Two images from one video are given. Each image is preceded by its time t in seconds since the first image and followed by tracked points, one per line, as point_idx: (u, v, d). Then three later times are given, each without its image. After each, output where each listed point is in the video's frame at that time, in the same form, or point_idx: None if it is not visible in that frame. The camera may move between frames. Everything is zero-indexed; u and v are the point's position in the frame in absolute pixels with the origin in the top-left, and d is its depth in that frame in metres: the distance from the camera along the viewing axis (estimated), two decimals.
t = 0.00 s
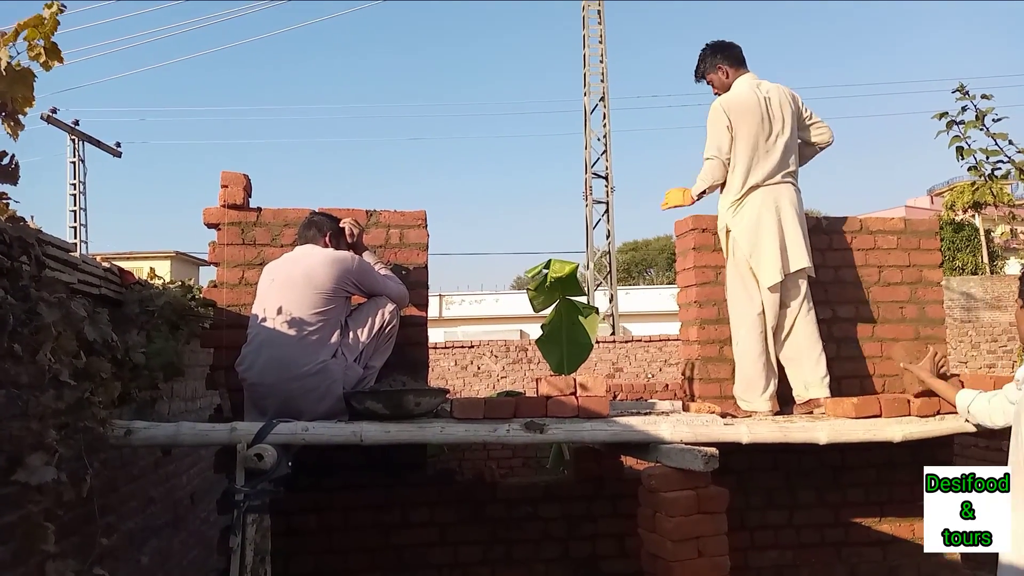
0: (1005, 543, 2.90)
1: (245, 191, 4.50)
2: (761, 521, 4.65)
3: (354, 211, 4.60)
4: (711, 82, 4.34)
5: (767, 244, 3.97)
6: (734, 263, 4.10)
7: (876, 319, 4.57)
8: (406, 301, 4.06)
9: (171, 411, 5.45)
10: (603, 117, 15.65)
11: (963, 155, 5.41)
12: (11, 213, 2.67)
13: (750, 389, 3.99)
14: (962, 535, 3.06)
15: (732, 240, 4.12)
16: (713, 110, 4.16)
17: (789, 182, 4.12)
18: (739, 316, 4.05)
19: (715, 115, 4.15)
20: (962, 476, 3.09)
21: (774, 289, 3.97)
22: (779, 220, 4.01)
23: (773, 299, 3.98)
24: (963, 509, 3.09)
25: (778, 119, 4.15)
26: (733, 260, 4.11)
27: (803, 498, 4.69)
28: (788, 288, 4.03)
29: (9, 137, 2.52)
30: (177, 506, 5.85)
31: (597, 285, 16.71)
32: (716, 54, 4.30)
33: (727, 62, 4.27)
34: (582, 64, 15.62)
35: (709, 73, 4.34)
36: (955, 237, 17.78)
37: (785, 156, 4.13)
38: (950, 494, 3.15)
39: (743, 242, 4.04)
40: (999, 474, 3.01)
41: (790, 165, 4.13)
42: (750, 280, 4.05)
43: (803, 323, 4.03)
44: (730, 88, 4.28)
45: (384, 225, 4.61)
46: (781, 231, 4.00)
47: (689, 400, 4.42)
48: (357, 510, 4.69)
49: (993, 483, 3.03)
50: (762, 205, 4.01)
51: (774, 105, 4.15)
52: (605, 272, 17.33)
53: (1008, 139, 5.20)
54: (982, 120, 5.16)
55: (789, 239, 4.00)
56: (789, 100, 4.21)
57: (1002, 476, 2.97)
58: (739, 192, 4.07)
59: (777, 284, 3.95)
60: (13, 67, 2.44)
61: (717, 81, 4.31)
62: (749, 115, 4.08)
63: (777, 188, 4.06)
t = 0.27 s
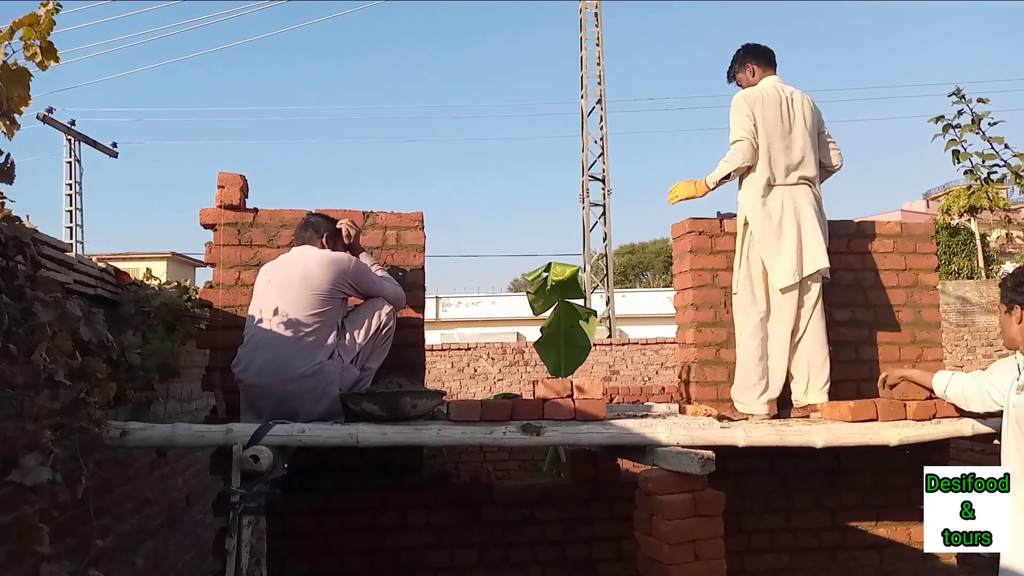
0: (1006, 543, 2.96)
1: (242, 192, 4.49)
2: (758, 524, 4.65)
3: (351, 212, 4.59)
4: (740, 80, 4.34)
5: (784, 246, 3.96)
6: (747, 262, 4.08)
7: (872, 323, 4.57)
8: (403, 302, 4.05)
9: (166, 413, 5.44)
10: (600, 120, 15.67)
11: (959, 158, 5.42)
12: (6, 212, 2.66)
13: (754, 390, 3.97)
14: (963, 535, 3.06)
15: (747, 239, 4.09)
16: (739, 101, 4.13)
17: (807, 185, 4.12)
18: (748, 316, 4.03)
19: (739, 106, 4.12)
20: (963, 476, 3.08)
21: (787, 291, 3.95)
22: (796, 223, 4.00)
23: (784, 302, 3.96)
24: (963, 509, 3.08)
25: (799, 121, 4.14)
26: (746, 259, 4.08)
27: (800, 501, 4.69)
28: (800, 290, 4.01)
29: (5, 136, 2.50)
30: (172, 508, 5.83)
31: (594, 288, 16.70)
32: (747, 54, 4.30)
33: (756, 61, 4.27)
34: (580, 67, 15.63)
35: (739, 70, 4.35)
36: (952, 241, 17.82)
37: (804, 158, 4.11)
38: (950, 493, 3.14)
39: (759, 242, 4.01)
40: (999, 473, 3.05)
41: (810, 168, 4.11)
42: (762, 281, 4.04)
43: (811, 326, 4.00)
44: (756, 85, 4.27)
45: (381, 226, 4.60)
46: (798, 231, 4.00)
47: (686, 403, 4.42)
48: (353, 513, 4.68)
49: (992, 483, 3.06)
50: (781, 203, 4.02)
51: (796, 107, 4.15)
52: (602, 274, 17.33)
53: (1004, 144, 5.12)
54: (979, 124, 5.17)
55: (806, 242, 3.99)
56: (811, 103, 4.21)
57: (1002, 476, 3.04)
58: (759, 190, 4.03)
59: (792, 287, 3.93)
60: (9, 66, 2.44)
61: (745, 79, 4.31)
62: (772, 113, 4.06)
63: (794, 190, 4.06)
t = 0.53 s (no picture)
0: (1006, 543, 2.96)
1: (240, 192, 4.49)
2: (755, 524, 4.65)
3: (350, 212, 4.59)
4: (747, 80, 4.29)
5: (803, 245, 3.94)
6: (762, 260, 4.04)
7: (871, 323, 4.58)
8: (402, 302, 4.05)
9: (164, 412, 5.43)
10: (599, 121, 15.67)
11: (958, 159, 5.43)
12: (4, 212, 2.66)
13: (763, 389, 3.94)
14: (962, 535, 3.06)
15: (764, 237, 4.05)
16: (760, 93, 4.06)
17: (819, 188, 4.16)
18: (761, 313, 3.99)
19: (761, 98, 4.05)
20: (962, 476, 3.08)
21: (802, 290, 3.93)
22: (812, 224, 4.01)
23: (798, 302, 3.93)
24: (963, 509, 3.08)
25: (813, 121, 4.15)
26: (762, 257, 4.04)
27: (797, 502, 4.70)
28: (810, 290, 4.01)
29: (3, 136, 2.50)
30: (169, 508, 5.82)
31: (593, 288, 16.71)
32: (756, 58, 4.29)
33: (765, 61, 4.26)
34: (579, 68, 15.65)
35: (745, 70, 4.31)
36: (950, 242, 17.85)
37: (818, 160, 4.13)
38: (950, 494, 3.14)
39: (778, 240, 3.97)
40: (1000, 473, 3.03)
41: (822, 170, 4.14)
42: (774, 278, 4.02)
43: (818, 327, 4.01)
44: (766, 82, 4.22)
45: (380, 227, 4.60)
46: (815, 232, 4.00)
47: (684, 403, 4.42)
48: (351, 513, 4.68)
49: (992, 483, 3.04)
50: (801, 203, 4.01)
51: (813, 107, 4.16)
52: (601, 275, 17.35)
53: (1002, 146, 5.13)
54: (977, 124, 5.18)
55: (822, 243, 4.00)
56: (823, 106, 4.24)
57: (1002, 476, 3.01)
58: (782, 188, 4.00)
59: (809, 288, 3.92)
60: (7, 66, 2.43)
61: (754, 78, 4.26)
62: (794, 113, 4.05)
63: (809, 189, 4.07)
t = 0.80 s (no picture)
0: (1007, 544, 2.92)
1: (238, 193, 4.48)
2: (753, 524, 4.65)
3: (348, 212, 4.59)
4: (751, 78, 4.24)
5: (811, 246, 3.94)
6: (769, 260, 4.02)
7: (868, 323, 4.58)
8: (400, 303, 4.05)
9: (162, 414, 5.42)
10: (597, 121, 15.69)
11: (954, 159, 5.44)
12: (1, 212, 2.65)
13: (770, 388, 3.91)
14: (962, 535, 3.04)
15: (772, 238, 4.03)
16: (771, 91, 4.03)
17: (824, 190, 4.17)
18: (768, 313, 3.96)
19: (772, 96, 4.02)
20: (962, 477, 3.04)
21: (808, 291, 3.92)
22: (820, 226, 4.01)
23: (804, 302, 3.91)
24: (963, 509, 3.05)
25: (817, 121, 4.16)
26: (770, 256, 4.01)
27: (795, 502, 4.70)
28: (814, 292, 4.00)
29: None
30: (167, 509, 5.82)
31: (591, 289, 16.72)
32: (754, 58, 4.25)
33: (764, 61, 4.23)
34: (576, 68, 15.66)
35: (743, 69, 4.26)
36: (947, 242, 17.88)
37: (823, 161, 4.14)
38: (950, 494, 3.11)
39: (786, 240, 3.95)
40: (1000, 473, 2.98)
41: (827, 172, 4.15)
42: (780, 278, 3.98)
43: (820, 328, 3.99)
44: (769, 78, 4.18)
45: (377, 227, 4.60)
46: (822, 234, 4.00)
47: (682, 403, 4.42)
48: (349, 514, 4.67)
49: (993, 484, 2.99)
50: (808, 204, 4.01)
51: (819, 109, 4.16)
52: (598, 275, 17.36)
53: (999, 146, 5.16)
54: (973, 124, 5.19)
55: (828, 245, 4.00)
56: (828, 109, 4.25)
57: (1002, 477, 2.96)
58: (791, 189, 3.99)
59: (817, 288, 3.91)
60: (3, 66, 2.43)
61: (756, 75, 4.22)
62: (803, 114, 4.04)
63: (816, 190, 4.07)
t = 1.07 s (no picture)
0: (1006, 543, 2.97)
1: (239, 191, 4.48)
2: (755, 523, 4.65)
3: (349, 211, 4.58)
4: (746, 74, 4.15)
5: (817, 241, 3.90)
6: (778, 257, 3.96)
7: (871, 321, 4.58)
8: (401, 302, 4.05)
9: (164, 412, 5.43)
10: (598, 120, 15.66)
11: (956, 157, 5.43)
12: (3, 212, 2.66)
13: (795, 387, 3.86)
14: (963, 535, 3.08)
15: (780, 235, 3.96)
16: (775, 87, 3.99)
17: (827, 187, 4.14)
18: (783, 311, 3.90)
19: (778, 92, 3.97)
20: (962, 477, 3.10)
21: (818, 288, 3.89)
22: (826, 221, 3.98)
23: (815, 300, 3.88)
24: (963, 509, 3.11)
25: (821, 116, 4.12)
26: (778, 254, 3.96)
27: (797, 500, 4.70)
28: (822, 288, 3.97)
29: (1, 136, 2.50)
30: (169, 508, 5.82)
31: (592, 287, 16.71)
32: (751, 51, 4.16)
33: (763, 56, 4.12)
34: (578, 67, 15.64)
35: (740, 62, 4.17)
36: (949, 240, 17.87)
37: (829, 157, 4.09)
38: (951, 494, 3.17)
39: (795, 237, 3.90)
40: (999, 473, 3.03)
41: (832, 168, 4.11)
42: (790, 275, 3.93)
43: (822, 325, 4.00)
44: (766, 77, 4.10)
45: (379, 226, 4.59)
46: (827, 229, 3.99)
47: (684, 401, 4.42)
48: (350, 512, 4.68)
49: (993, 484, 3.04)
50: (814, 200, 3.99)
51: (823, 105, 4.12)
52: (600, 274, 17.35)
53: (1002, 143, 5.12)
54: (975, 122, 5.18)
55: (834, 240, 3.97)
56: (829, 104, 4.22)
57: (1002, 476, 3.01)
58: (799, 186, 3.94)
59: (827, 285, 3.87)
60: (5, 65, 2.43)
61: (752, 72, 4.12)
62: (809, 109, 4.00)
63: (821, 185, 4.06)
